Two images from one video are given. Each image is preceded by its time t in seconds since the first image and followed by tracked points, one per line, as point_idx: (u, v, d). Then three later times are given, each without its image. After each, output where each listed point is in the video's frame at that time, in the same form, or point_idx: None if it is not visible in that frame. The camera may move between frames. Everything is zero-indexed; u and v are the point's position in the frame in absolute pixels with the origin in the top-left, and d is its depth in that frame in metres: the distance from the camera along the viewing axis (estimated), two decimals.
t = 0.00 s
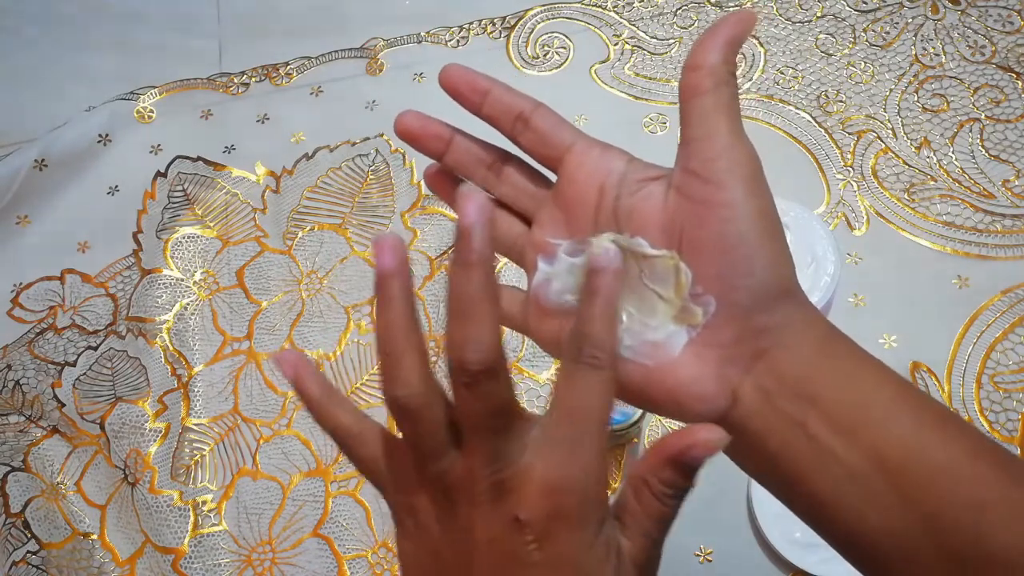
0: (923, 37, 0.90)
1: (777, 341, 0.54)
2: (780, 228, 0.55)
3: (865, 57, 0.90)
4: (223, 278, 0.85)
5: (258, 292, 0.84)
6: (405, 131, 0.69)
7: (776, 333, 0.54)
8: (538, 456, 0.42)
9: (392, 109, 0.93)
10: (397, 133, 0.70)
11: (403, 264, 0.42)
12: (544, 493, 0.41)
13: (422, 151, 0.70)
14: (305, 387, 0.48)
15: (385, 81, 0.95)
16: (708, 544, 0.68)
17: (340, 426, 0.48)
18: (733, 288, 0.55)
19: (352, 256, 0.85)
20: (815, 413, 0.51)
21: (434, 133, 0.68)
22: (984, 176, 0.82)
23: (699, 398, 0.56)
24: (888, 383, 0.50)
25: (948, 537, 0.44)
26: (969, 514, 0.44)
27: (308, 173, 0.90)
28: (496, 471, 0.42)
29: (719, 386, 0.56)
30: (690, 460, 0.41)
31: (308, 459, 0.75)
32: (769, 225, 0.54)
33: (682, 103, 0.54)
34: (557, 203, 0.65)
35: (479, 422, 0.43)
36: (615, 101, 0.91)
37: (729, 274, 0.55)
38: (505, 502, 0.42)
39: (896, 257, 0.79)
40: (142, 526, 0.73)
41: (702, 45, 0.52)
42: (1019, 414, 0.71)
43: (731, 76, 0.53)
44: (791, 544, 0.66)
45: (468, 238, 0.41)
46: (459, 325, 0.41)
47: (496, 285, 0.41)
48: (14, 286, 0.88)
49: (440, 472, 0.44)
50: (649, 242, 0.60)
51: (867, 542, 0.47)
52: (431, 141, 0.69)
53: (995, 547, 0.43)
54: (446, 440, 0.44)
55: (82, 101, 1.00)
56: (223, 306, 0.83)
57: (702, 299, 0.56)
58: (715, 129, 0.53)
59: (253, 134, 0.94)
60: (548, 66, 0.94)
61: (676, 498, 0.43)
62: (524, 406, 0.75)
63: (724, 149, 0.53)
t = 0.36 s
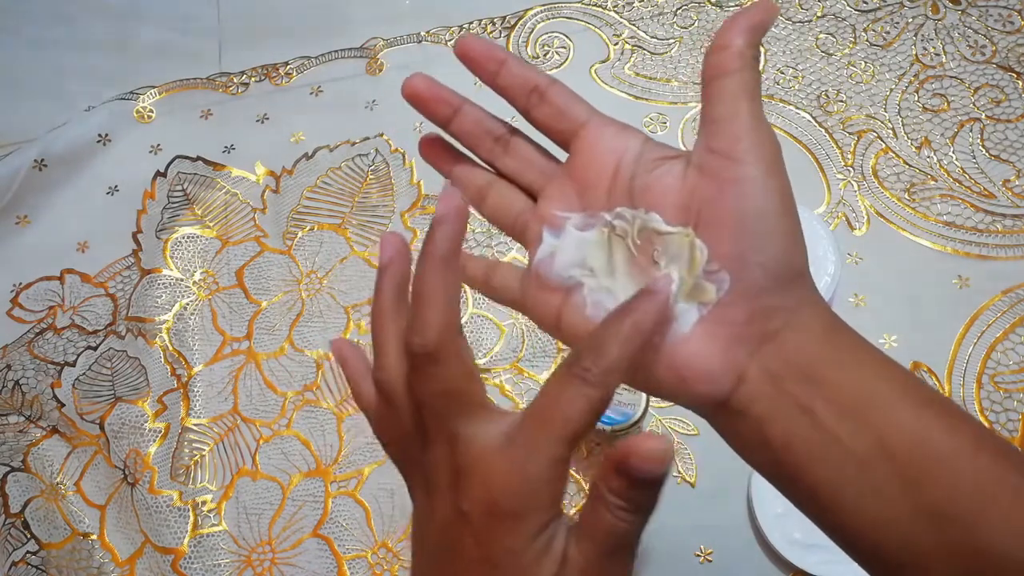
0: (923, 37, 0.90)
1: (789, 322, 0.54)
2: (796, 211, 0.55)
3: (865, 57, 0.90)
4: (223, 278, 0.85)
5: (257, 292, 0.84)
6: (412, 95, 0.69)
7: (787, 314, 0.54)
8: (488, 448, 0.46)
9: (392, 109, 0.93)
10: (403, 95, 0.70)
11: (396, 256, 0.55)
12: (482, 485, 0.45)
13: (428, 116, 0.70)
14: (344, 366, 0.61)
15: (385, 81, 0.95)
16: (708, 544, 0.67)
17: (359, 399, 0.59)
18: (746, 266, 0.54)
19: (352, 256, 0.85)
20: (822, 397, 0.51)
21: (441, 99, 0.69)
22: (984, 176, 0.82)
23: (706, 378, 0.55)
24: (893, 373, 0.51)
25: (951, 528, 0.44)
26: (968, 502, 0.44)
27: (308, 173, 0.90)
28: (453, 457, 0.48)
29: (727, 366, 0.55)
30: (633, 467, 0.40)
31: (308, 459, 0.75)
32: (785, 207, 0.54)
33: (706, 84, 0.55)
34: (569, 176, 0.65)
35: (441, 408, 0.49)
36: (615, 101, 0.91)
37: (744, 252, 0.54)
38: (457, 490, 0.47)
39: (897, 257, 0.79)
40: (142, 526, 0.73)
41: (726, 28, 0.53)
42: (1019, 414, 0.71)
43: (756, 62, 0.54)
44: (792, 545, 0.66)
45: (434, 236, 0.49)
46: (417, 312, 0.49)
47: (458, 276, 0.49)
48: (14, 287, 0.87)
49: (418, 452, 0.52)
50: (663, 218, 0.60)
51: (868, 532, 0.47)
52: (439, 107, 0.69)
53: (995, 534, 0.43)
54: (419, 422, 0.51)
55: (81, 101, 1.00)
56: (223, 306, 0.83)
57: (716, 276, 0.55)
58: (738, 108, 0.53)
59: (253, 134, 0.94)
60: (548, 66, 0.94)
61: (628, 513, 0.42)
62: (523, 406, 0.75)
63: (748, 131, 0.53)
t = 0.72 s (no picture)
0: (923, 37, 0.90)
1: (794, 331, 0.54)
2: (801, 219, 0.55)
3: (865, 57, 0.90)
4: (223, 278, 0.85)
5: (258, 292, 0.84)
6: (417, 102, 0.69)
7: (791, 323, 0.54)
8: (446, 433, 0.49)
9: (392, 109, 0.93)
10: (408, 103, 0.70)
11: (355, 267, 0.61)
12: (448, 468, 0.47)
13: (433, 122, 0.70)
14: (313, 375, 0.62)
15: (385, 81, 0.95)
16: (708, 544, 0.67)
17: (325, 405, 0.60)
18: (756, 278, 0.54)
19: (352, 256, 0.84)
20: (828, 405, 0.51)
21: (446, 105, 0.69)
22: (984, 176, 0.82)
23: (711, 384, 0.54)
24: (895, 378, 0.51)
25: (951, 531, 0.45)
26: (972, 506, 0.45)
27: (308, 173, 0.90)
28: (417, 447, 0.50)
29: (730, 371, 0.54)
30: (584, 439, 0.44)
31: (308, 459, 0.75)
32: (791, 213, 0.55)
33: (710, 93, 0.54)
34: (574, 186, 0.65)
35: (399, 402, 0.52)
36: (615, 101, 0.91)
37: (750, 259, 0.54)
38: (425, 479, 0.49)
39: (897, 257, 0.78)
40: (142, 526, 0.73)
41: (729, 36, 0.53)
42: (1019, 414, 0.70)
43: (760, 70, 0.53)
44: (792, 544, 0.66)
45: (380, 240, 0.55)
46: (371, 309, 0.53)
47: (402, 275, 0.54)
48: (14, 286, 0.87)
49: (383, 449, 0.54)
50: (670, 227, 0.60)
51: (869, 535, 0.48)
52: (443, 113, 0.69)
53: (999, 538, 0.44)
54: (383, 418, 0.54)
55: (81, 101, 1.00)
56: (223, 306, 0.83)
57: (722, 286, 0.56)
58: (743, 118, 0.53)
59: (253, 134, 0.93)
60: (548, 66, 0.94)
61: (582, 485, 0.45)
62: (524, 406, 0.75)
63: (752, 140, 0.53)
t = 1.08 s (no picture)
0: (923, 37, 0.90)
1: (791, 335, 0.54)
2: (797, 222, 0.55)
3: (865, 57, 0.90)
4: (223, 278, 0.85)
5: (258, 292, 0.84)
6: (409, 106, 0.70)
7: (789, 326, 0.54)
8: (488, 443, 0.47)
9: (392, 109, 0.93)
10: (400, 107, 0.70)
11: (409, 258, 0.58)
12: (478, 478, 0.47)
13: (425, 126, 0.71)
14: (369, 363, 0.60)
15: (385, 81, 0.95)
16: (708, 544, 0.67)
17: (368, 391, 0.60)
18: (749, 280, 0.54)
19: (352, 256, 0.84)
20: (824, 408, 0.51)
21: (438, 109, 0.69)
22: (984, 176, 0.82)
23: (709, 390, 0.54)
24: (892, 380, 0.51)
25: (952, 537, 0.45)
26: (971, 510, 0.45)
27: (308, 173, 0.90)
28: (455, 451, 0.49)
29: (728, 374, 0.54)
30: (617, 475, 0.42)
31: (308, 459, 0.75)
32: (789, 215, 0.54)
33: (704, 96, 0.54)
34: (567, 189, 0.66)
35: (438, 403, 0.50)
36: (615, 101, 0.91)
37: (746, 264, 0.54)
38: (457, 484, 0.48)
39: (897, 258, 0.78)
40: (142, 526, 0.73)
41: (724, 38, 0.52)
42: (1019, 414, 0.70)
43: (754, 73, 0.53)
44: (792, 544, 0.66)
45: (434, 236, 0.53)
46: (420, 307, 0.52)
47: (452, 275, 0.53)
48: (14, 286, 0.87)
49: (422, 443, 0.54)
50: (664, 231, 0.60)
51: (869, 540, 0.48)
52: (435, 117, 0.70)
53: (999, 543, 0.44)
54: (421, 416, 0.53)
55: (81, 101, 1.00)
56: (223, 306, 0.83)
57: (717, 290, 0.56)
58: (738, 121, 0.53)
59: (253, 134, 0.94)
60: (548, 66, 0.94)
61: (615, 521, 0.44)
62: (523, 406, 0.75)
63: (748, 142, 0.53)
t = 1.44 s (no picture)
0: (923, 37, 0.90)
1: (792, 339, 0.54)
2: (798, 225, 0.55)
3: (865, 57, 0.90)
4: (223, 278, 0.85)
5: (258, 292, 0.84)
6: (408, 109, 0.69)
7: (789, 330, 0.54)
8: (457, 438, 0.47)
9: (392, 109, 0.93)
10: (399, 110, 0.70)
11: (345, 260, 0.55)
12: (455, 473, 0.47)
13: (425, 129, 0.71)
14: (290, 377, 0.60)
15: (385, 81, 0.95)
16: (708, 544, 0.67)
17: (313, 408, 0.58)
18: (750, 287, 0.54)
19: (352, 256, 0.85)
20: (824, 411, 0.51)
21: (437, 112, 0.69)
22: (984, 176, 0.82)
23: (709, 393, 0.55)
24: (891, 382, 0.51)
25: (952, 537, 0.45)
26: (969, 511, 0.45)
27: (308, 173, 0.90)
28: (423, 451, 0.48)
29: (730, 377, 0.55)
30: (605, 452, 0.44)
31: (308, 459, 0.75)
32: (790, 218, 0.54)
33: (704, 99, 0.55)
34: (568, 194, 0.66)
35: (397, 405, 0.49)
36: (615, 101, 0.91)
37: (747, 268, 0.54)
38: (430, 483, 0.48)
39: (898, 258, 0.78)
40: (142, 526, 0.73)
41: (725, 40, 0.52)
42: (1019, 414, 0.71)
43: (754, 76, 0.53)
44: (791, 544, 0.66)
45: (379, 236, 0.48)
46: (371, 310, 0.48)
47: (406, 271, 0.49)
48: (14, 286, 0.87)
49: (380, 451, 0.52)
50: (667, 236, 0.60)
51: (870, 541, 0.48)
52: (435, 120, 0.70)
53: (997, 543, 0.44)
54: (381, 422, 0.51)
55: (81, 101, 1.00)
56: (223, 305, 0.83)
57: (719, 296, 0.55)
58: (739, 125, 0.53)
59: (253, 134, 0.93)
60: (548, 66, 0.94)
61: (598, 493, 0.45)
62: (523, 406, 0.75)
63: (749, 146, 0.53)
